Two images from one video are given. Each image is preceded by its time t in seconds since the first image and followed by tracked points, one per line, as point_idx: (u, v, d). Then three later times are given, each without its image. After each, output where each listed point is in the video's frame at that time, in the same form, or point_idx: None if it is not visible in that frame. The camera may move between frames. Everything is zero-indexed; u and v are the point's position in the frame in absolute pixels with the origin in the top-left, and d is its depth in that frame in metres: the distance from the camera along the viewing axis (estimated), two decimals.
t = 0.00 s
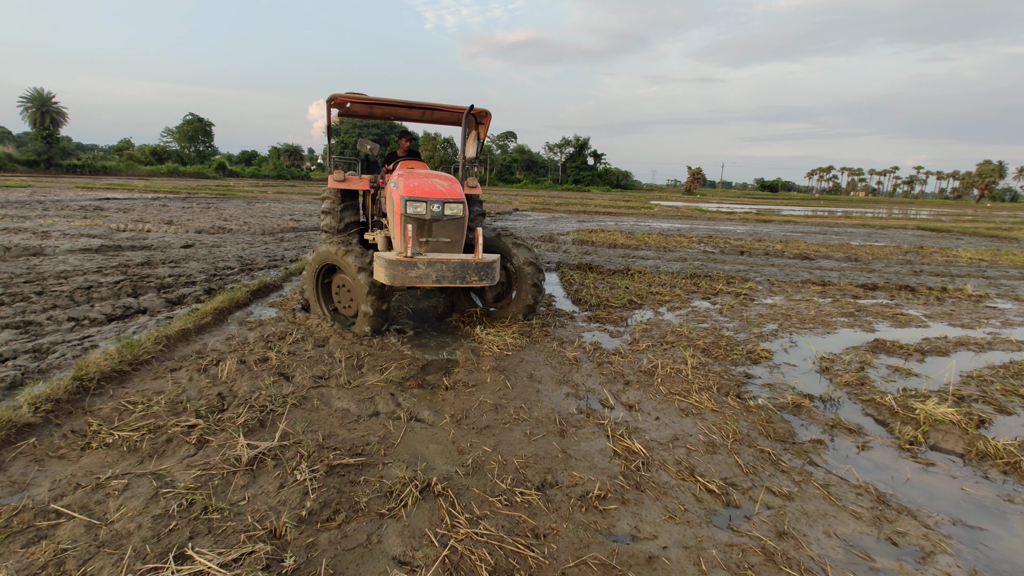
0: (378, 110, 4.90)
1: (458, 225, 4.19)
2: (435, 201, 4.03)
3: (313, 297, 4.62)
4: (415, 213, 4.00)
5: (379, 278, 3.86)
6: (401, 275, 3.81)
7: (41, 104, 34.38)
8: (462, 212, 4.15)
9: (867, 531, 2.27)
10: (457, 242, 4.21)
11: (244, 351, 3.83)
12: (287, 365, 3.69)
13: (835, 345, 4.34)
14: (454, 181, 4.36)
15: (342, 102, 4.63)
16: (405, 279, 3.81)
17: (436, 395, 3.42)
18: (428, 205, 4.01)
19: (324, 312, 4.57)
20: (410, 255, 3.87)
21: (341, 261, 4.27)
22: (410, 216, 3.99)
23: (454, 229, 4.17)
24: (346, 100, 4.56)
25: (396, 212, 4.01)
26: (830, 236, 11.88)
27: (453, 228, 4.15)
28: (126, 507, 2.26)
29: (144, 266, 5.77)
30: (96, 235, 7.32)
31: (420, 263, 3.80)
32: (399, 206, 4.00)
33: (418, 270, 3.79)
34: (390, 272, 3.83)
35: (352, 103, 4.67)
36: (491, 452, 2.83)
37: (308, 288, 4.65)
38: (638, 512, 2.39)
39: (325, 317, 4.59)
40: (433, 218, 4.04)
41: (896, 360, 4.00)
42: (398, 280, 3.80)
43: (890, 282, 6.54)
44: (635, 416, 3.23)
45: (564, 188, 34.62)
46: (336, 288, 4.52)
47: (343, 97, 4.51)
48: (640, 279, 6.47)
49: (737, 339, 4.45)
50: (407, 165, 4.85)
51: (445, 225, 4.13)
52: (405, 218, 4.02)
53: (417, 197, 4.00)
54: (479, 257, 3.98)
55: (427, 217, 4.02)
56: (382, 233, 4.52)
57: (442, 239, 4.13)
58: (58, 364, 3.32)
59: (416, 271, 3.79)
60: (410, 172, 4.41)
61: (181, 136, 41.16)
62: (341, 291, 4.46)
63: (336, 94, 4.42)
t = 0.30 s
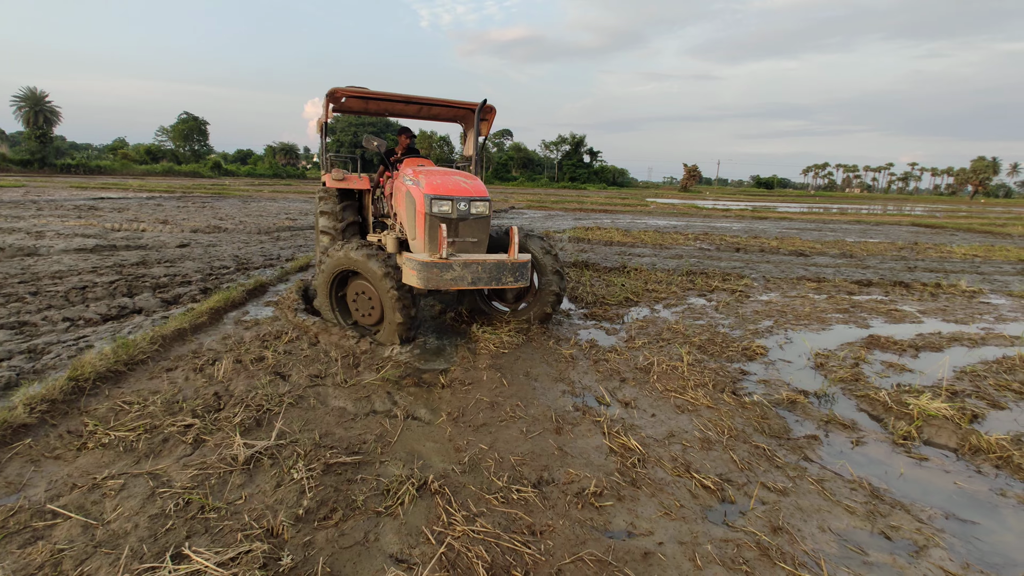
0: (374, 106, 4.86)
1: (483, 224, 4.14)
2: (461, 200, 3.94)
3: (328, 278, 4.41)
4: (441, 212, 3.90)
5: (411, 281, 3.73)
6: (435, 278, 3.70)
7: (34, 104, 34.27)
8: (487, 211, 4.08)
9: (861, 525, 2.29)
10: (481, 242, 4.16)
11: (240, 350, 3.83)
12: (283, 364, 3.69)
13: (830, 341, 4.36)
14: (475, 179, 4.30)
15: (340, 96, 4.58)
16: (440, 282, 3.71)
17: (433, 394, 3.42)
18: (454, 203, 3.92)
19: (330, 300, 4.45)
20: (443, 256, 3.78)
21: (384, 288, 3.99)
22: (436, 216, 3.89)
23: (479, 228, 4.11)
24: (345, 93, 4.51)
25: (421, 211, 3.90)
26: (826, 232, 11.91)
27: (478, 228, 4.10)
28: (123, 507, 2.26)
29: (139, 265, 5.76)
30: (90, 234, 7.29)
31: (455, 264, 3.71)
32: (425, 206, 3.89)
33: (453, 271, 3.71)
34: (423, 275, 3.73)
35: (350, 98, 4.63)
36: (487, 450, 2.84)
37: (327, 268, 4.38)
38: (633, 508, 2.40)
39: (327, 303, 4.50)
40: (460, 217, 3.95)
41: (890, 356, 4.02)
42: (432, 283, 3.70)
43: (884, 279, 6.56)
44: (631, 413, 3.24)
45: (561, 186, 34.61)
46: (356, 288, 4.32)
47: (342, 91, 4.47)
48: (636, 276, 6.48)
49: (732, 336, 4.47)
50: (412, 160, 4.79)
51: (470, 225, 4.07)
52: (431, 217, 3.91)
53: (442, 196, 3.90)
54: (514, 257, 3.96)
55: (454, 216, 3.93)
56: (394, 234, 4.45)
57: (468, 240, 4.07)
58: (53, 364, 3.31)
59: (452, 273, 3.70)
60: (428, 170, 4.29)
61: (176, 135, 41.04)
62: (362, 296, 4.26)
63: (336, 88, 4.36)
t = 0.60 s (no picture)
0: (360, 100, 4.79)
1: (503, 225, 4.03)
2: (481, 200, 3.80)
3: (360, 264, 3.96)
4: (461, 213, 3.76)
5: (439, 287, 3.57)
6: (466, 283, 3.56)
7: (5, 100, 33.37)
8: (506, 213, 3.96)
9: (837, 516, 2.34)
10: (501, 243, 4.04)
11: (221, 351, 3.78)
12: (265, 364, 3.65)
13: (809, 336, 4.44)
14: (489, 179, 4.17)
15: (327, 90, 4.49)
16: (471, 287, 3.57)
17: (417, 392, 3.42)
18: (474, 204, 3.78)
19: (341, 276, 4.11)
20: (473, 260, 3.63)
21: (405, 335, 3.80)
22: (457, 218, 3.74)
23: (500, 229, 3.99)
24: (334, 88, 4.43)
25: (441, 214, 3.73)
26: (805, 229, 12.11)
27: (498, 229, 3.98)
28: (101, 511, 2.23)
29: (116, 265, 5.65)
30: (64, 234, 7.13)
31: (484, 268, 3.58)
32: (444, 207, 3.73)
33: (484, 275, 3.58)
34: (453, 281, 3.57)
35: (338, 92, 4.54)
36: (471, 448, 2.84)
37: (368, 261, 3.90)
38: (616, 503, 2.43)
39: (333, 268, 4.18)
40: (481, 219, 3.80)
41: (866, 350, 4.11)
42: (463, 289, 3.56)
43: (861, 274, 6.70)
44: (614, 409, 3.27)
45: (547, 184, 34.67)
46: (380, 295, 4.00)
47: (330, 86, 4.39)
48: (620, 274, 6.53)
49: (714, 332, 4.53)
50: (409, 160, 4.70)
51: (491, 227, 3.94)
52: (450, 219, 3.76)
53: (462, 197, 3.75)
54: (545, 258, 3.87)
55: (475, 218, 3.78)
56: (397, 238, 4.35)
57: (488, 241, 3.94)
58: (27, 367, 3.24)
59: (483, 278, 3.57)
60: (440, 171, 4.12)
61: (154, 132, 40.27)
62: (379, 303, 4.01)
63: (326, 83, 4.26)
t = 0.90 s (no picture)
0: (340, 94, 4.68)
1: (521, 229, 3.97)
2: (500, 205, 3.73)
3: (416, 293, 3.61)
4: (481, 219, 3.66)
5: (471, 298, 3.49)
6: (500, 293, 3.47)
7: None
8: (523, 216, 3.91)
9: (805, 506, 2.40)
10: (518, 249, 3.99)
11: (191, 353, 3.70)
12: (237, 366, 3.58)
13: (780, 332, 4.54)
14: (498, 180, 4.10)
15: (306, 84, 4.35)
16: (503, 297, 3.49)
17: (393, 393, 3.39)
18: (494, 208, 3.70)
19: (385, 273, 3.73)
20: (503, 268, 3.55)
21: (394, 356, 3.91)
22: (478, 224, 3.65)
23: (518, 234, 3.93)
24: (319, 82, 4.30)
25: (461, 221, 3.61)
26: (777, 227, 12.39)
27: (517, 233, 3.92)
28: (64, 520, 2.15)
29: (79, 267, 5.47)
30: (23, 234, 6.87)
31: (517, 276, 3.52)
32: (464, 212, 3.62)
33: (516, 284, 3.52)
34: (485, 291, 3.48)
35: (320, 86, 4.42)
36: (448, 447, 2.84)
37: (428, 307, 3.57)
38: (592, 498, 2.45)
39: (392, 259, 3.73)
40: (501, 225, 3.73)
41: (834, 344, 4.22)
42: (496, 299, 3.47)
43: (830, 271, 6.88)
44: (590, 406, 3.30)
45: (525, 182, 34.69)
46: (406, 314, 3.82)
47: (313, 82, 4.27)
48: (596, 272, 6.58)
49: (688, 329, 4.60)
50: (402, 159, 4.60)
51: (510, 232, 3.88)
52: (470, 226, 3.65)
53: (482, 201, 3.66)
54: (570, 264, 3.83)
55: (496, 224, 3.70)
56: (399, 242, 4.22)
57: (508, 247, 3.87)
58: None
59: (515, 287, 3.50)
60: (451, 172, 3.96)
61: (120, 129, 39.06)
62: (400, 317, 3.83)
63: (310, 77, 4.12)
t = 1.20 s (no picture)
0: (323, 92, 4.51)
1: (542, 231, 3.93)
2: (526, 207, 3.69)
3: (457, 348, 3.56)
4: (508, 222, 3.61)
5: (511, 304, 3.42)
6: (540, 298, 3.42)
7: None
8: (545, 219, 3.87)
9: (778, 499, 2.45)
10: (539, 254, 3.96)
11: (161, 358, 3.61)
12: (209, 371, 3.51)
13: (753, 329, 4.63)
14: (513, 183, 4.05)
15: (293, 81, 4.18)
16: (544, 302, 3.44)
17: (371, 395, 3.36)
18: (520, 212, 3.65)
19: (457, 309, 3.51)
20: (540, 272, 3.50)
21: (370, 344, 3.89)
22: (507, 227, 3.59)
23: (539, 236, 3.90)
24: (311, 80, 4.13)
25: (491, 224, 3.55)
26: (750, 226, 12.63)
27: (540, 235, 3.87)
28: (26, 533, 2.08)
29: (42, 270, 5.29)
30: None
31: (557, 281, 3.46)
32: (492, 216, 3.56)
33: (556, 289, 3.47)
34: (526, 297, 3.41)
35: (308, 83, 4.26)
36: (426, 449, 2.82)
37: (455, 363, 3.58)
38: (570, 497, 2.47)
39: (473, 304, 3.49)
40: (527, 227, 3.70)
41: (805, 341, 4.32)
42: (537, 304, 3.41)
43: (801, 269, 7.04)
44: (568, 405, 3.32)
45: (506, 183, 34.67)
46: (429, 332, 3.72)
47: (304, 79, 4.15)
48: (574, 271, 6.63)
49: (665, 327, 4.66)
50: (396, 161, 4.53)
51: (534, 235, 3.82)
52: (497, 229, 3.59)
53: (509, 204, 3.61)
54: (597, 266, 3.80)
55: (522, 226, 3.65)
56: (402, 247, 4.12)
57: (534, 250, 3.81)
58: None
59: (555, 290, 3.45)
60: (465, 174, 3.87)
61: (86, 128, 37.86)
62: (424, 331, 3.72)
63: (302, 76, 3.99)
